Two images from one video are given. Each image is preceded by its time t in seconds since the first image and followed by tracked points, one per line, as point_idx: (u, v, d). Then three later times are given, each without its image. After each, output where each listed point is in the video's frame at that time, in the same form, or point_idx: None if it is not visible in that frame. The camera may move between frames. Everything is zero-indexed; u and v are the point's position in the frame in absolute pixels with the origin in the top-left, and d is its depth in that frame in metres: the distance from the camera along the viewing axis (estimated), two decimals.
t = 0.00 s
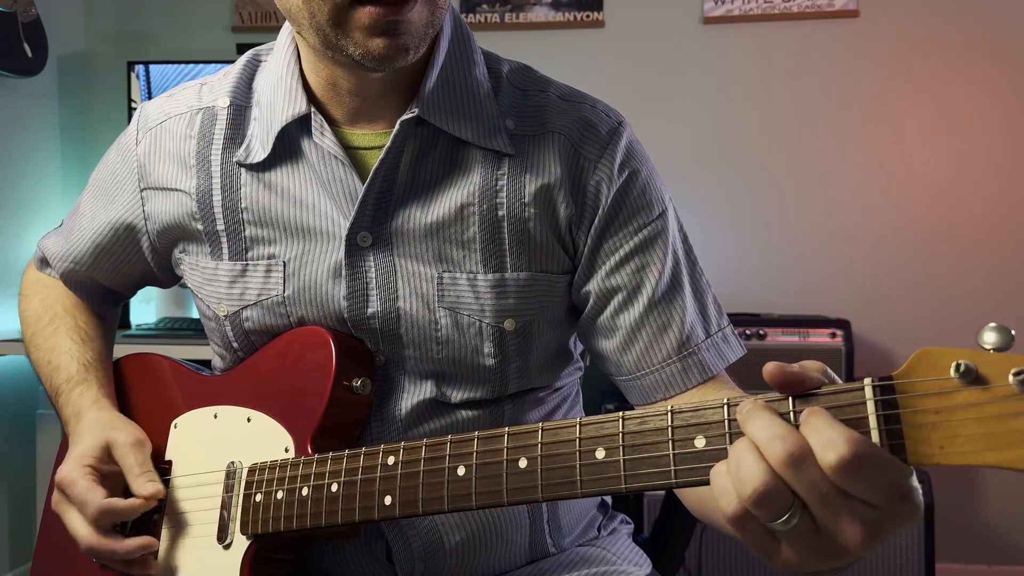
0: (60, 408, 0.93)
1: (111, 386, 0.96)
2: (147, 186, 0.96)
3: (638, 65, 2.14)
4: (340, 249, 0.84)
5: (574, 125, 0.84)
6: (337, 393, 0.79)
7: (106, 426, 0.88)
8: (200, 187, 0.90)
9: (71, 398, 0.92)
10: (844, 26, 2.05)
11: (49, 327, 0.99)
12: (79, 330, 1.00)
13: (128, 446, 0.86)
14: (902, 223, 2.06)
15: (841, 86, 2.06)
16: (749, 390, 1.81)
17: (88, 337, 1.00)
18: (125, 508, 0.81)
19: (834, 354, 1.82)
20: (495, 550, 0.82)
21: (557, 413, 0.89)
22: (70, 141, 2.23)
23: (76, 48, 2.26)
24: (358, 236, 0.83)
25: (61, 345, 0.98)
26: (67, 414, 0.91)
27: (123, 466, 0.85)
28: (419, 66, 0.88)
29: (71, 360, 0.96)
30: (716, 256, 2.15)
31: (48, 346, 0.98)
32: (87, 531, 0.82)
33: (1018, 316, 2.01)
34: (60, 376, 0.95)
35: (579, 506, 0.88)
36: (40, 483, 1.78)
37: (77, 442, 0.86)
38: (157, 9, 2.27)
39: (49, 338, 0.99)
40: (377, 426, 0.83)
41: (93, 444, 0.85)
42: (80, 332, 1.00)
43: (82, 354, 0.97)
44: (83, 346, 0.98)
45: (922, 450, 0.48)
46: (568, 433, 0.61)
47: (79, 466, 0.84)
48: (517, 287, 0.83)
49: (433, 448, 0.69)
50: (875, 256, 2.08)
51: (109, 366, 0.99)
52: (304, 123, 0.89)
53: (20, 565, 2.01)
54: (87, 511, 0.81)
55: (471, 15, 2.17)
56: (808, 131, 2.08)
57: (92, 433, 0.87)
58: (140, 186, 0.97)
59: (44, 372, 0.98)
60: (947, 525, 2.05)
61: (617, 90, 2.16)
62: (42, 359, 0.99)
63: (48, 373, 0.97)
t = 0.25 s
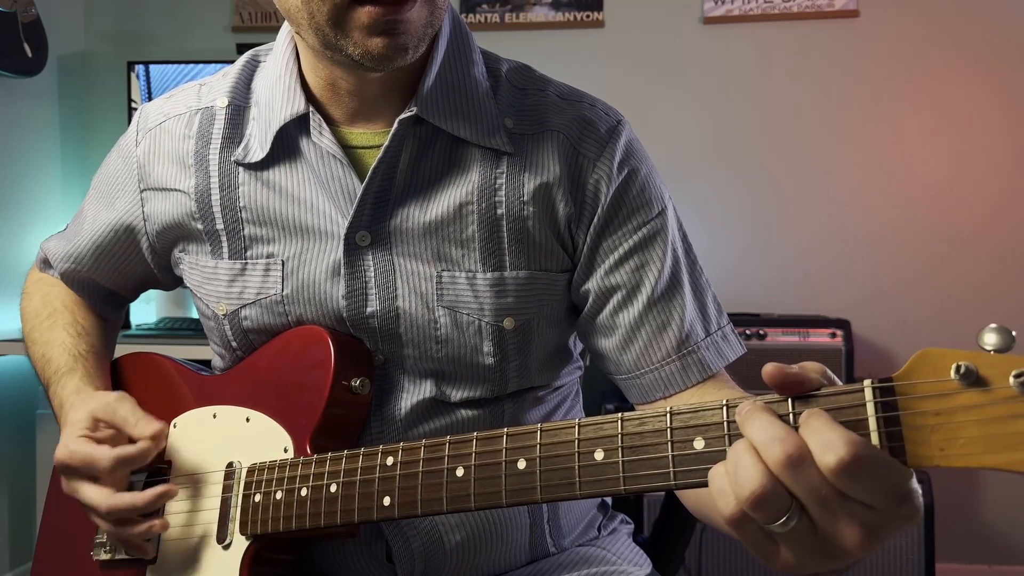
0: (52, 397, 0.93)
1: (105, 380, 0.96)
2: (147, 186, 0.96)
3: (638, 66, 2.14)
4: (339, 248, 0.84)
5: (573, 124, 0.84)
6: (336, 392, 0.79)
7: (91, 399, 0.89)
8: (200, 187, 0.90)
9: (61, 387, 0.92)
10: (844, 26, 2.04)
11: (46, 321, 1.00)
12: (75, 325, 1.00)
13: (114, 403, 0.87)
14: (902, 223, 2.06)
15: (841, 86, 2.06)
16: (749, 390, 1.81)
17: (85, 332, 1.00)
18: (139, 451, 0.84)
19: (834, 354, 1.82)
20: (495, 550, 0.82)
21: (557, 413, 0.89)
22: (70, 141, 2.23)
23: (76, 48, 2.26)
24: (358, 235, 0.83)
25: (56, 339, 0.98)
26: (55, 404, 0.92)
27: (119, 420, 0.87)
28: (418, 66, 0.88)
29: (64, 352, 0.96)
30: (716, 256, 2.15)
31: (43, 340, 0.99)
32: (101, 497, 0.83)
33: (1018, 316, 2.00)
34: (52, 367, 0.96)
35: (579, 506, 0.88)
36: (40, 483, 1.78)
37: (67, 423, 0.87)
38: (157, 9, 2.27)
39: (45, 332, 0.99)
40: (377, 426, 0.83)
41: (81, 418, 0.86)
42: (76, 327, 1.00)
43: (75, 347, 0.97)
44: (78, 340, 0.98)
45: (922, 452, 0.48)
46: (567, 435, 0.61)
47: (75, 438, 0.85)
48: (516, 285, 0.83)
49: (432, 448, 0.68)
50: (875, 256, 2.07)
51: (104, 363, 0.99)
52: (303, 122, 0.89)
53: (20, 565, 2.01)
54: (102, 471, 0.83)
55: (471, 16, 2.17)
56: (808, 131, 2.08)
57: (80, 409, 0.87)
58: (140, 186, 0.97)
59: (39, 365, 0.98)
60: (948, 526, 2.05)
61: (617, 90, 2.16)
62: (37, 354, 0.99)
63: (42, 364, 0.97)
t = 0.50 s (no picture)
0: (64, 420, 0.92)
1: (112, 399, 0.95)
2: (147, 186, 0.96)
3: (638, 66, 2.14)
4: (340, 248, 0.84)
5: (574, 123, 0.84)
6: (336, 392, 0.79)
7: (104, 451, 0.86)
8: (200, 187, 0.90)
9: (76, 410, 0.92)
10: (844, 26, 2.05)
11: (46, 338, 0.99)
12: (76, 340, 0.99)
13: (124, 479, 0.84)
14: (901, 223, 2.06)
15: (841, 86, 2.06)
16: (749, 390, 1.81)
17: (86, 346, 0.99)
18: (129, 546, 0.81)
19: (834, 354, 1.82)
20: (495, 550, 0.82)
21: (558, 413, 0.89)
22: (69, 141, 2.23)
23: (76, 48, 2.26)
24: (358, 235, 0.83)
25: (59, 357, 0.97)
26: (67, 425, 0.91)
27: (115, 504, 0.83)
28: (419, 66, 0.88)
29: (71, 372, 0.95)
30: (716, 256, 2.15)
31: (46, 358, 0.98)
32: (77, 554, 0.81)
33: (1018, 316, 2.01)
34: (60, 386, 0.95)
35: (579, 506, 0.88)
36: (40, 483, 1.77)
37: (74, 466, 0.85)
38: (157, 9, 2.27)
39: (46, 349, 0.98)
40: (377, 426, 0.83)
41: (85, 478, 0.84)
42: (77, 343, 0.99)
43: (82, 365, 0.96)
44: (82, 357, 0.98)
45: (921, 447, 0.48)
46: (566, 433, 0.61)
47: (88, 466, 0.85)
48: (517, 285, 0.83)
49: (432, 448, 0.68)
50: (875, 256, 2.08)
51: (108, 374, 0.98)
52: (304, 122, 0.89)
53: (20, 565, 2.01)
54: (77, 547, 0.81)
55: (471, 16, 2.17)
56: (808, 130, 2.08)
57: (88, 462, 0.85)
58: (140, 185, 0.97)
59: (43, 384, 0.97)
60: (947, 525, 2.05)
61: (617, 90, 2.16)
62: (40, 371, 0.98)
63: (47, 385, 0.96)
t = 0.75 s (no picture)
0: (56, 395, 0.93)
1: (108, 379, 0.96)
2: (146, 185, 0.96)
3: (638, 66, 2.14)
4: (340, 248, 0.84)
5: (573, 124, 0.84)
6: (336, 391, 0.79)
7: (105, 401, 0.89)
8: (199, 187, 0.90)
9: (66, 386, 0.93)
10: (844, 26, 2.04)
11: (46, 319, 1.00)
12: (76, 323, 1.00)
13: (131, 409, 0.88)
14: (902, 223, 2.06)
15: (841, 87, 2.06)
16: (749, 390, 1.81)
17: (85, 330, 1.00)
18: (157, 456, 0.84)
19: (834, 354, 1.82)
20: (495, 551, 0.82)
21: (557, 413, 0.89)
22: (70, 141, 2.23)
23: (76, 48, 2.26)
24: (357, 236, 0.83)
25: (58, 336, 0.98)
26: (60, 404, 0.92)
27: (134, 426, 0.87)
28: (418, 66, 0.88)
29: (67, 351, 0.96)
30: (716, 256, 2.15)
31: (45, 338, 0.99)
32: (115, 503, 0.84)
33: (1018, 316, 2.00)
34: (55, 364, 0.96)
35: (579, 506, 0.88)
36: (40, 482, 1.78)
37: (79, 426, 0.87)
38: (157, 9, 2.27)
39: (46, 331, 0.99)
40: (377, 427, 0.83)
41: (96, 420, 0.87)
42: (79, 325, 1.00)
43: (78, 345, 0.98)
44: (79, 337, 0.99)
45: (923, 454, 0.48)
46: (567, 436, 0.61)
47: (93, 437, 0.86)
48: (516, 286, 0.83)
49: (431, 449, 0.68)
50: (875, 256, 2.07)
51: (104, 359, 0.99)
52: (303, 122, 0.89)
53: (20, 565, 2.01)
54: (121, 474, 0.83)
55: (471, 15, 2.17)
56: (808, 131, 2.08)
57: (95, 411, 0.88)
58: (139, 185, 0.97)
59: (40, 363, 0.98)
60: (947, 525, 2.05)
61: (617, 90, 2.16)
62: (39, 352, 0.99)
63: (44, 363, 0.97)
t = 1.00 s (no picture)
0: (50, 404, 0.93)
1: (101, 388, 0.96)
2: (147, 187, 0.96)
3: (638, 66, 2.14)
4: (340, 249, 0.84)
5: (573, 124, 0.84)
6: (337, 393, 0.79)
7: (90, 426, 0.88)
8: (200, 188, 0.90)
9: (60, 396, 0.93)
10: (844, 25, 2.04)
11: (43, 326, 0.99)
12: (73, 329, 1.00)
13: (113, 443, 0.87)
14: (902, 223, 2.06)
15: (841, 86, 2.06)
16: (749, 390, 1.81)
17: (82, 336, 1.00)
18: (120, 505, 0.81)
19: (834, 354, 1.82)
20: (495, 551, 0.82)
21: (557, 413, 0.89)
22: (70, 141, 2.23)
23: (76, 48, 2.26)
24: (358, 237, 0.83)
25: (53, 344, 0.98)
26: (53, 413, 0.92)
27: (111, 461, 0.86)
28: (418, 66, 0.88)
29: (62, 360, 0.96)
30: (716, 256, 2.15)
31: (40, 345, 0.98)
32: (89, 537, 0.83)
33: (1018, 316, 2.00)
34: (49, 373, 0.96)
35: (579, 507, 0.88)
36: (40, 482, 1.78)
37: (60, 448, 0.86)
38: (157, 9, 2.27)
39: (42, 337, 0.99)
40: (377, 427, 0.83)
41: (77, 447, 0.86)
42: (74, 332, 1.00)
43: (73, 354, 0.97)
44: (75, 345, 0.98)
45: (923, 452, 0.48)
46: (568, 435, 0.61)
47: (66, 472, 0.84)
48: (516, 287, 0.83)
49: (432, 449, 0.68)
50: (875, 256, 2.07)
51: (101, 366, 0.99)
52: (303, 123, 0.89)
53: (20, 565, 2.01)
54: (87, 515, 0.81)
55: (471, 16, 2.17)
56: (808, 130, 2.08)
57: (76, 435, 0.87)
58: (140, 187, 0.97)
59: (36, 368, 0.98)
60: (947, 525, 2.05)
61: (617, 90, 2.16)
62: (34, 358, 0.99)
63: (39, 370, 0.97)
